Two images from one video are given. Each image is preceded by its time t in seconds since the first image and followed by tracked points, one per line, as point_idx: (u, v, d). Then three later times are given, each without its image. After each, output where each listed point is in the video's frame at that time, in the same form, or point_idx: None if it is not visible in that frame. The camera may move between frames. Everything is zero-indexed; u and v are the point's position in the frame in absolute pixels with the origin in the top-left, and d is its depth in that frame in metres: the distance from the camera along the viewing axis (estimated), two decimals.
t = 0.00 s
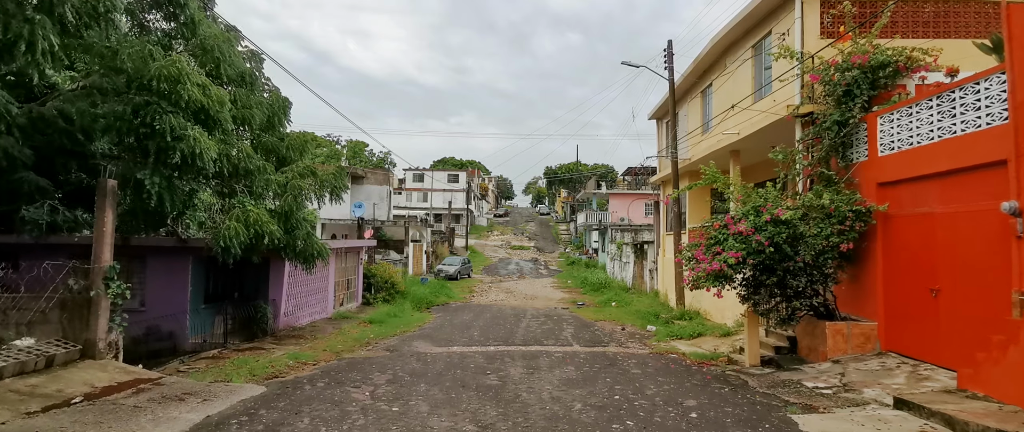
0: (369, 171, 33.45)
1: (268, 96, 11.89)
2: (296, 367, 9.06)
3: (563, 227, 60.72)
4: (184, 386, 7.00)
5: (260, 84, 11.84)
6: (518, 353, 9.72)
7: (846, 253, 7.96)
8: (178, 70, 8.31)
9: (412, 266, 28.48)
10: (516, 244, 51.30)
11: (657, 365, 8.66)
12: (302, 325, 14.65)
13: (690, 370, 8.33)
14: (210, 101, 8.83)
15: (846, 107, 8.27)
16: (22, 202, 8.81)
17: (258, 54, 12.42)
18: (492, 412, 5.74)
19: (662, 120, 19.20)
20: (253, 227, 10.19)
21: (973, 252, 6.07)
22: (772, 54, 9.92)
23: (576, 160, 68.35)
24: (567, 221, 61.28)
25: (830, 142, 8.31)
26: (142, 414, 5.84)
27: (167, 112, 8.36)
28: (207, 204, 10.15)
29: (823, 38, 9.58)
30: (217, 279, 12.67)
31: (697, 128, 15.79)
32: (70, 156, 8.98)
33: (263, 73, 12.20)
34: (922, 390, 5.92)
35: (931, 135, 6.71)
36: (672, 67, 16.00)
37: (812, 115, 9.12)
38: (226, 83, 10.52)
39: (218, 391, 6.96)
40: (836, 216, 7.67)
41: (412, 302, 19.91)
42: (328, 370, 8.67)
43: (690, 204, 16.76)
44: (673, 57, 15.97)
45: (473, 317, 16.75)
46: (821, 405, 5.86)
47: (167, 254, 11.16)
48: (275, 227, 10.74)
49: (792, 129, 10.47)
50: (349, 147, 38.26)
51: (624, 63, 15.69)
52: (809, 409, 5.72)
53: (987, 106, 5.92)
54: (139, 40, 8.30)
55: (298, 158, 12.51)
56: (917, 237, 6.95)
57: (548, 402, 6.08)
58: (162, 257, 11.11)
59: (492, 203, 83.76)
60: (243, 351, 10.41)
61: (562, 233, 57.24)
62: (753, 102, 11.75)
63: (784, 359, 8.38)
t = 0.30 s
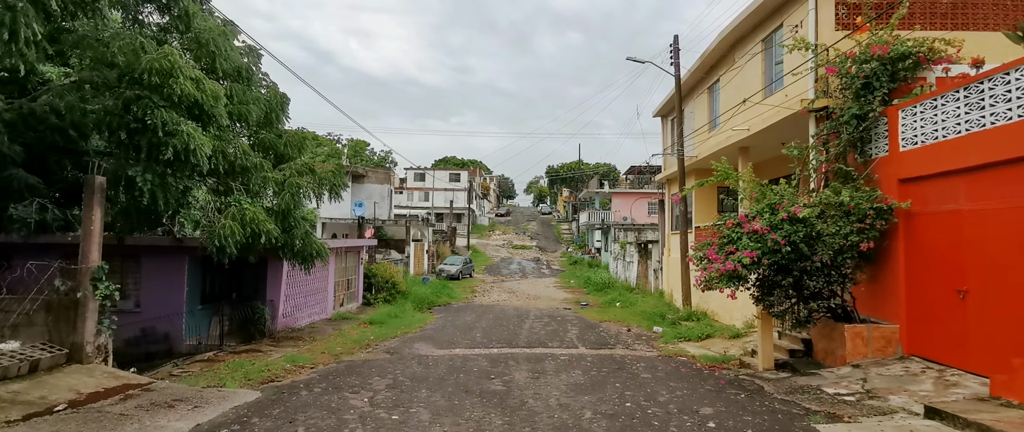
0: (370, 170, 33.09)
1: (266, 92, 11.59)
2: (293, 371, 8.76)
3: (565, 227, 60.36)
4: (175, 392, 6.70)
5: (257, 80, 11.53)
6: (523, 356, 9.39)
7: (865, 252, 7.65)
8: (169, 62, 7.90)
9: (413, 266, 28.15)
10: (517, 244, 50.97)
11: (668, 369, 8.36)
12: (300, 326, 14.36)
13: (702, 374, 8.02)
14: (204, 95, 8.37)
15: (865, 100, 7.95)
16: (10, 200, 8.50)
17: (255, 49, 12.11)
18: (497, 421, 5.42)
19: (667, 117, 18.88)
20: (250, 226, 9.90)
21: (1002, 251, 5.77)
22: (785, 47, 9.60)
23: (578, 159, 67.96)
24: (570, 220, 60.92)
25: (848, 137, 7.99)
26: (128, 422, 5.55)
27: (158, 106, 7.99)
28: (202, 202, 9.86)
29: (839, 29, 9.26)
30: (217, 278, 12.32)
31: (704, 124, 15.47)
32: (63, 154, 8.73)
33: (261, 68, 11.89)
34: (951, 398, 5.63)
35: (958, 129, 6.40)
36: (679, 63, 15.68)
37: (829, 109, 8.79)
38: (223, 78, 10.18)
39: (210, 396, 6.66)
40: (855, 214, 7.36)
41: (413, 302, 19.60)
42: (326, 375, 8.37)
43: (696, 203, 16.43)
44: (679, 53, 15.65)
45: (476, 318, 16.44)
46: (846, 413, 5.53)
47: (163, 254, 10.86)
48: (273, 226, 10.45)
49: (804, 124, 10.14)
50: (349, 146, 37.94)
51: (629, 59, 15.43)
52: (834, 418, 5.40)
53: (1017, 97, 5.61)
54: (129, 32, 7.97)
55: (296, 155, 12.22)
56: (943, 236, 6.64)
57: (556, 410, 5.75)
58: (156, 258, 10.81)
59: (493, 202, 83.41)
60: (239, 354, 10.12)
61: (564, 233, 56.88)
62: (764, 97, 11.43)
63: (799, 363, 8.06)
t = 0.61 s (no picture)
0: (369, 169, 32.76)
1: (262, 87, 11.27)
2: (287, 374, 8.44)
3: (566, 227, 60.08)
4: (162, 398, 6.37)
5: (252, 74, 11.17)
6: (526, 359, 9.06)
7: (885, 251, 7.33)
8: (159, 53, 7.54)
9: (413, 266, 27.85)
10: (518, 244, 50.65)
11: (678, 372, 8.04)
12: (298, 327, 14.06)
13: (714, 377, 7.70)
14: (196, 89, 7.98)
15: (883, 92, 7.64)
16: None
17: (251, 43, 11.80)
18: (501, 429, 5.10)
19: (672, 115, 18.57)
20: (244, 224, 9.58)
21: None
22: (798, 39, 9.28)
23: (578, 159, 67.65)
24: (570, 220, 60.60)
25: (866, 131, 7.67)
26: (109, 430, 5.22)
27: (147, 99, 7.61)
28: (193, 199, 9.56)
29: (855, 21, 8.95)
30: (211, 278, 11.97)
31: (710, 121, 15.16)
32: (52, 150, 8.42)
33: (256, 62, 11.52)
34: (983, 405, 5.29)
35: (986, 121, 6.08)
36: (684, 59, 15.37)
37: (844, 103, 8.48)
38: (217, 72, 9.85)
39: (199, 402, 6.33)
40: (874, 211, 7.06)
41: (413, 303, 19.28)
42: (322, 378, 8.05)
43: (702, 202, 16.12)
44: (685, 49, 15.36)
45: (477, 319, 16.12)
46: (872, 422, 5.21)
47: (155, 253, 10.48)
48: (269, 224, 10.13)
49: (816, 119, 9.83)
50: (349, 146, 37.65)
51: (633, 55, 15.12)
52: (860, 427, 5.08)
53: None
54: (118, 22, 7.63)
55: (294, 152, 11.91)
56: (970, 233, 6.31)
57: (564, 417, 5.42)
58: (149, 258, 10.41)
59: (493, 203, 83.09)
60: (233, 356, 9.80)
61: (565, 233, 56.59)
62: (774, 92, 11.12)
63: (814, 366, 7.74)
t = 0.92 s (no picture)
0: (367, 169, 32.46)
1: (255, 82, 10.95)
2: (278, 379, 8.12)
3: (566, 228, 59.78)
4: (141, 405, 6.05)
5: (245, 69, 10.78)
6: (526, 363, 8.74)
7: (900, 251, 7.03)
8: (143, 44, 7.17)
9: (412, 266, 27.55)
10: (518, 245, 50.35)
11: (684, 377, 7.72)
12: (292, 329, 13.76)
13: (722, 382, 7.38)
14: (183, 81, 7.60)
15: (898, 85, 7.33)
16: None
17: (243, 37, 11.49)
18: None
19: (674, 113, 18.25)
20: (234, 223, 9.27)
21: None
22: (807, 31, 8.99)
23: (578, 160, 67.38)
24: (570, 221, 60.30)
25: (880, 126, 7.36)
26: None
27: (131, 92, 7.24)
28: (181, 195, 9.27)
29: (866, 12, 8.64)
30: (205, 279, 11.57)
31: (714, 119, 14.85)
32: (37, 146, 8.03)
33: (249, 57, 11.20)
34: (1012, 414, 4.96)
35: (1010, 114, 5.77)
36: (688, 55, 15.07)
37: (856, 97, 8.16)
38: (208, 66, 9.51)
39: (180, 409, 6.02)
40: (890, 208, 6.77)
41: (411, 304, 18.95)
42: (313, 383, 7.73)
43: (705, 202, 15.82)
44: (688, 45, 15.06)
45: (475, 321, 15.78)
46: None
47: (144, 253, 10.11)
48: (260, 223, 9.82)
49: (826, 115, 9.52)
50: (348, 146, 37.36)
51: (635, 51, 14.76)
52: None
53: None
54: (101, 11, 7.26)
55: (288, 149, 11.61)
56: (992, 232, 5.99)
57: (567, 427, 5.10)
58: (138, 257, 10.04)
59: (493, 203, 82.81)
60: (223, 360, 9.47)
61: (565, 234, 56.30)
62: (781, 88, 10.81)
63: (827, 370, 7.43)
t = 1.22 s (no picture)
0: (365, 166, 32.17)
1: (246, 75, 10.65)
2: (269, 378, 7.87)
3: (565, 226, 59.53)
4: (122, 406, 5.81)
5: (237, 61, 10.47)
6: (525, 362, 8.48)
7: (913, 245, 6.78)
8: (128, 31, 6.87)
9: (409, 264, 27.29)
10: (517, 243, 50.09)
11: (688, 376, 7.47)
12: (286, 327, 13.51)
13: (727, 381, 7.14)
14: (169, 71, 7.30)
15: (910, 73, 7.06)
16: None
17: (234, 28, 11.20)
18: None
19: (675, 108, 17.98)
20: (224, 218, 9.00)
21: None
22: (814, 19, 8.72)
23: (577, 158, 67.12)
24: (569, 219, 60.07)
25: (891, 115, 7.10)
26: None
27: (114, 81, 6.93)
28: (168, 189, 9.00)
29: None
30: (197, 276, 11.31)
31: (715, 113, 14.60)
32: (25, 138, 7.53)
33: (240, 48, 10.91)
34: None
35: None
36: (689, 49, 14.80)
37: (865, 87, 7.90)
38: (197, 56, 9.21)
39: (163, 410, 5.77)
40: (902, 201, 6.52)
41: (409, 302, 18.70)
42: (305, 383, 7.46)
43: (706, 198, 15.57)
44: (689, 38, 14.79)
45: (473, 319, 15.53)
46: None
47: (135, 249, 9.84)
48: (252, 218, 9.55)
49: (832, 107, 9.26)
50: (345, 143, 37.05)
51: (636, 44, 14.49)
52: None
53: None
54: None
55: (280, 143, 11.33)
56: (1012, 225, 5.73)
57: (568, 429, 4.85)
58: (129, 254, 9.77)
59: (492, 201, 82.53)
60: (214, 359, 9.21)
61: (564, 232, 56.07)
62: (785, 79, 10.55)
63: (836, 369, 7.18)
